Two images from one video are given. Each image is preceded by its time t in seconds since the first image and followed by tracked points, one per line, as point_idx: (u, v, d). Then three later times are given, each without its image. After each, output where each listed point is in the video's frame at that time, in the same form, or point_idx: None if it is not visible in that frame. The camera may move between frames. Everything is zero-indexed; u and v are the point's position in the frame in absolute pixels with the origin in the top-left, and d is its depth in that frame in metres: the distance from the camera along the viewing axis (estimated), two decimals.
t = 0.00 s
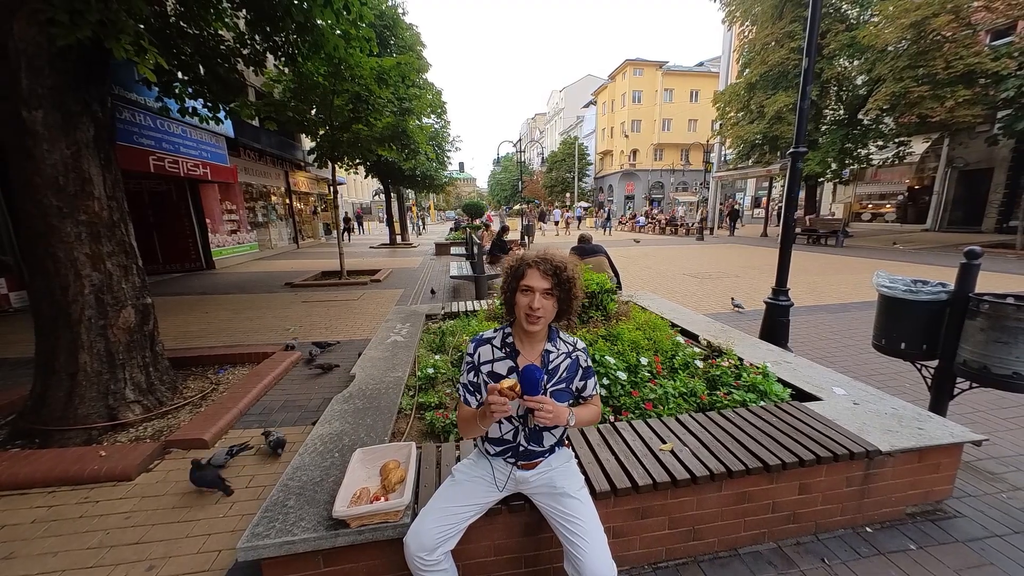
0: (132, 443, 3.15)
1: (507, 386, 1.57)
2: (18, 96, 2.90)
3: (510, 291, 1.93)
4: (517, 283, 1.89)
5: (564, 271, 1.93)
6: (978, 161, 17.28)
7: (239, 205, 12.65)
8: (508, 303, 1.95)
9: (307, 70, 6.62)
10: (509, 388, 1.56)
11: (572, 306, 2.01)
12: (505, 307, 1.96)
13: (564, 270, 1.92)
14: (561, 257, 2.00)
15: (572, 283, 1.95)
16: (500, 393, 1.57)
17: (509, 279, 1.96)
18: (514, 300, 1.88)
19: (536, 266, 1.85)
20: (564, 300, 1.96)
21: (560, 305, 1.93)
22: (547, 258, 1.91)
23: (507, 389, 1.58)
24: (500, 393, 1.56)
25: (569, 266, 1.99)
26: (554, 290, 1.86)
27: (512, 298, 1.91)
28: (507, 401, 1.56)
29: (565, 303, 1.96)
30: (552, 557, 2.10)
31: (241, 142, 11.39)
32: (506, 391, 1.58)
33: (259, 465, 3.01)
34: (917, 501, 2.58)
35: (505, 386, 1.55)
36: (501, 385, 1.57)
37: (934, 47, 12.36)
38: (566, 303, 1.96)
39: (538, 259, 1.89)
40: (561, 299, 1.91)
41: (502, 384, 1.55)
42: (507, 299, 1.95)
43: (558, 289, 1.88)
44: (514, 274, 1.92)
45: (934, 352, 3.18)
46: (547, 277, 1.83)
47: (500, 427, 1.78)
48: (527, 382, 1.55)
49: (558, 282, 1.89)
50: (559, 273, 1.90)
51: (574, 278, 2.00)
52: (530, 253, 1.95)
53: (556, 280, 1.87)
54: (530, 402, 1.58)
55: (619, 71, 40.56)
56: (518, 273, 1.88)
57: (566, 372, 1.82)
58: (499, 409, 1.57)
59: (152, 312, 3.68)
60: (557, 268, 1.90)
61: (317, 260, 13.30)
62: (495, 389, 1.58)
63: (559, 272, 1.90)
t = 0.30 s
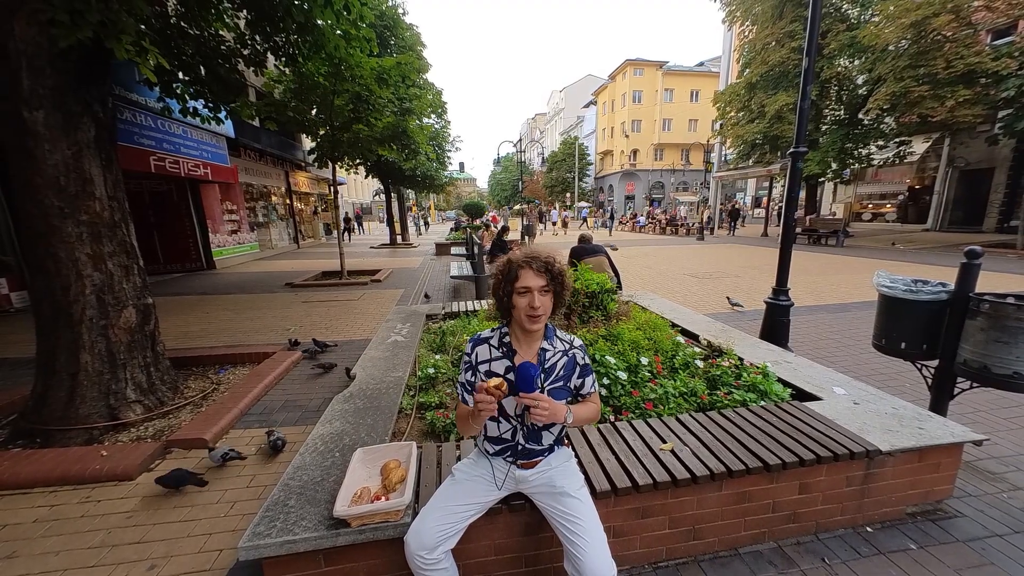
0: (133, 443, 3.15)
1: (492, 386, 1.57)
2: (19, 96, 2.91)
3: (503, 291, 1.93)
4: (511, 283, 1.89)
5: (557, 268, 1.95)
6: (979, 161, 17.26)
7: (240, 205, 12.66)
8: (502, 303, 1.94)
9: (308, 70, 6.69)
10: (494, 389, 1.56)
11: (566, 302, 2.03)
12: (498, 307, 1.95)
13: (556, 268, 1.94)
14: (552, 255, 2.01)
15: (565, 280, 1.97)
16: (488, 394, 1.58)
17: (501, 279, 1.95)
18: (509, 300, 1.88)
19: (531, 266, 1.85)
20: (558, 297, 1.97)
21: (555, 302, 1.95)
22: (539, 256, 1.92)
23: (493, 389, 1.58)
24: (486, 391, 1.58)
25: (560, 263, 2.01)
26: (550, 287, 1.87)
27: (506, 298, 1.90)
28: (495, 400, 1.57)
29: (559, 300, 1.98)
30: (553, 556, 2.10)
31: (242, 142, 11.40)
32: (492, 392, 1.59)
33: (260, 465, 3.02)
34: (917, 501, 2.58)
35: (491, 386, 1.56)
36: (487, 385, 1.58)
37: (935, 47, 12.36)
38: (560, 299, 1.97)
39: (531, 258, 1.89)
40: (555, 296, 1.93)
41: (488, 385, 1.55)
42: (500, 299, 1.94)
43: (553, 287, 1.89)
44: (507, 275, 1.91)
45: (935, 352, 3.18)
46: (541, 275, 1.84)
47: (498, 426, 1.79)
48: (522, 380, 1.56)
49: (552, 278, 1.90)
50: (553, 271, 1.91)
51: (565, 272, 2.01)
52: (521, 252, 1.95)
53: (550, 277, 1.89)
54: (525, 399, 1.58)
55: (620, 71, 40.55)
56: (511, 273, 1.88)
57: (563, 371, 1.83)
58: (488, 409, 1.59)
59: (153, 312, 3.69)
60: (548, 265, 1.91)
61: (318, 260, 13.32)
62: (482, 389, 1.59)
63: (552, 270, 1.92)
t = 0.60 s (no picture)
0: (135, 443, 3.16)
1: (467, 390, 1.68)
2: (21, 96, 2.91)
3: (500, 292, 1.94)
4: (508, 285, 1.89)
5: (555, 270, 1.95)
6: (981, 161, 17.22)
7: (241, 205, 12.68)
8: (499, 303, 1.95)
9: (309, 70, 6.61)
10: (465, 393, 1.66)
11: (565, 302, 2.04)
12: (496, 307, 1.96)
13: (554, 270, 1.94)
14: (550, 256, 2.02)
15: (563, 282, 1.97)
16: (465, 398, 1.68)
17: (499, 280, 1.96)
18: (506, 301, 1.89)
19: (529, 268, 1.85)
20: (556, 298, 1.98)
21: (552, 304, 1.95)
22: (537, 257, 1.92)
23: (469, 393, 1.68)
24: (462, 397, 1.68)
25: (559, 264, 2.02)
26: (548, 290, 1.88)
27: (503, 300, 1.91)
28: (471, 403, 1.67)
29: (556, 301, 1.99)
30: (554, 556, 2.10)
31: (243, 143, 11.41)
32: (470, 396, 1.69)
33: (260, 465, 3.02)
34: (919, 501, 2.58)
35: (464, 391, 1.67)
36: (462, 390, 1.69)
37: (937, 46, 12.33)
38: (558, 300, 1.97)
39: (529, 260, 1.89)
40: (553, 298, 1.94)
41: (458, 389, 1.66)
42: (497, 300, 1.95)
43: (551, 290, 1.89)
44: (504, 276, 1.91)
45: (936, 352, 3.18)
46: (539, 278, 1.84)
47: (498, 426, 1.79)
48: (528, 374, 1.57)
49: (550, 281, 1.90)
50: (551, 273, 1.91)
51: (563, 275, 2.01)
52: (520, 253, 1.95)
53: (548, 280, 1.89)
54: (531, 395, 1.59)
55: (620, 71, 40.53)
56: (508, 275, 1.88)
57: (561, 368, 1.83)
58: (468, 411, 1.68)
59: (155, 312, 3.70)
60: (547, 268, 1.91)
61: (319, 260, 13.33)
62: (459, 393, 1.70)
63: (551, 271, 1.92)
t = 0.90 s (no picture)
0: (137, 442, 3.17)
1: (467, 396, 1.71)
2: (25, 97, 2.93)
3: (501, 293, 1.94)
4: (509, 285, 1.89)
5: (557, 273, 1.94)
6: (983, 161, 17.19)
7: (242, 205, 12.70)
8: (500, 303, 1.95)
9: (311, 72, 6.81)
10: (465, 400, 1.69)
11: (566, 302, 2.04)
12: (496, 306, 1.96)
13: (556, 273, 1.93)
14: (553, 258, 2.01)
15: (563, 283, 1.96)
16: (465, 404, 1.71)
17: (500, 281, 1.95)
18: (506, 302, 1.89)
19: (529, 270, 1.84)
20: (555, 300, 1.97)
21: (551, 305, 1.95)
22: (538, 259, 1.91)
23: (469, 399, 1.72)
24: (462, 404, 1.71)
25: (560, 266, 2.01)
26: (547, 292, 1.87)
27: (503, 300, 1.92)
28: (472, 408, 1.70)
29: (556, 302, 1.99)
30: (555, 554, 2.11)
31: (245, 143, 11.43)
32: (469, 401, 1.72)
33: (262, 464, 3.04)
34: (919, 500, 2.58)
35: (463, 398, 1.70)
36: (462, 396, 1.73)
37: (939, 46, 12.31)
38: (559, 301, 1.97)
39: (530, 262, 1.88)
40: (552, 300, 1.94)
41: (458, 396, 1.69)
42: (497, 300, 1.96)
43: (550, 292, 1.89)
44: (506, 276, 1.91)
45: (937, 352, 3.17)
46: (539, 280, 1.84)
47: (498, 424, 1.80)
48: (521, 372, 1.57)
49: (549, 284, 1.89)
50: (552, 275, 1.90)
51: (565, 278, 2.00)
52: (521, 254, 1.94)
53: (548, 282, 1.88)
54: (524, 393, 1.60)
55: (621, 71, 40.54)
56: (509, 276, 1.88)
57: (559, 366, 1.84)
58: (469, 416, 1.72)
59: (157, 312, 3.72)
60: (548, 270, 1.90)
61: (320, 260, 13.35)
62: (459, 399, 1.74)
63: (551, 274, 1.90)
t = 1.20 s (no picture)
0: (141, 440, 3.19)
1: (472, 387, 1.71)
2: (31, 98, 2.95)
3: (504, 291, 1.94)
4: (511, 284, 1.90)
5: (560, 274, 1.94)
6: (986, 161, 17.13)
7: (245, 205, 12.73)
8: (502, 301, 1.96)
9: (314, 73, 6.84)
10: (471, 392, 1.69)
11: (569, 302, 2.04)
12: (499, 304, 1.97)
13: (560, 275, 1.93)
14: (557, 258, 2.01)
15: (566, 285, 1.96)
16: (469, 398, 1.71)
17: (503, 279, 1.96)
18: (508, 300, 1.90)
19: (532, 270, 1.85)
20: (558, 301, 1.97)
21: (554, 305, 1.95)
22: (542, 260, 1.91)
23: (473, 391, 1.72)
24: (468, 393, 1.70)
25: (564, 267, 2.01)
26: (549, 293, 1.87)
27: (506, 298, 1.93)
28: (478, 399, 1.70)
29: (559, 303, 1.98)
30: (555, 553, 2.12)
31: (247, 143, 11.47)
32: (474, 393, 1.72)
33: (264, 462, 3.05)
34: (920, 500, 2.58)
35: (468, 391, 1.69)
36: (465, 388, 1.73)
37: (942, 45, 12.27)
38: (562, 301, 1.97)
39: (533, 262, 1.89)
40: (555, 301, 1.94)
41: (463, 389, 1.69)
42: (500, 298, 1.97)
43: (552, 293, 1.89)
44: (509, 275, 1.92)
45: (938, 352, 3.17)
46: (542, 280, 1.84)
47: (499, 421, 1.81)
48: (519, 367, 1.58)
49: (552, 285, 1.89)
50: (555, 277, 1.90)
51: (568, 280, 2.00)
52: (525, 254, 1.95)
53: (550, 284, 1.88)
54: (523, 389, 1.61)
55: (622, 71, 40.53)
56: (513, 275, 1.89)
57: (559, 363, 1.85)
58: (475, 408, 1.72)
59: (160, 311, 3.74)
60: (551, 272, 1.90)
61: (321, 260, 13.37)
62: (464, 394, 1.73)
63: (554, 275, 1.91)
